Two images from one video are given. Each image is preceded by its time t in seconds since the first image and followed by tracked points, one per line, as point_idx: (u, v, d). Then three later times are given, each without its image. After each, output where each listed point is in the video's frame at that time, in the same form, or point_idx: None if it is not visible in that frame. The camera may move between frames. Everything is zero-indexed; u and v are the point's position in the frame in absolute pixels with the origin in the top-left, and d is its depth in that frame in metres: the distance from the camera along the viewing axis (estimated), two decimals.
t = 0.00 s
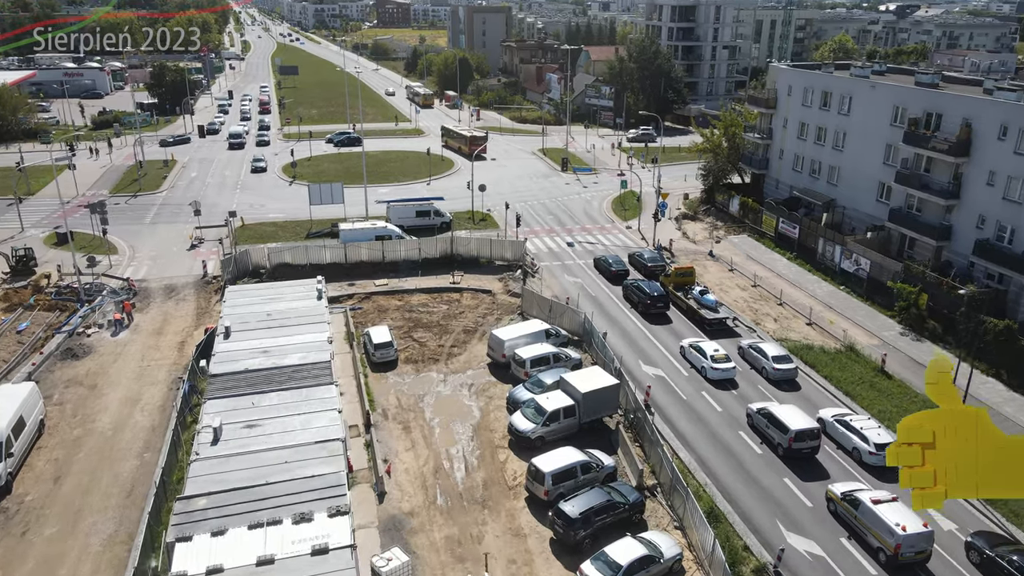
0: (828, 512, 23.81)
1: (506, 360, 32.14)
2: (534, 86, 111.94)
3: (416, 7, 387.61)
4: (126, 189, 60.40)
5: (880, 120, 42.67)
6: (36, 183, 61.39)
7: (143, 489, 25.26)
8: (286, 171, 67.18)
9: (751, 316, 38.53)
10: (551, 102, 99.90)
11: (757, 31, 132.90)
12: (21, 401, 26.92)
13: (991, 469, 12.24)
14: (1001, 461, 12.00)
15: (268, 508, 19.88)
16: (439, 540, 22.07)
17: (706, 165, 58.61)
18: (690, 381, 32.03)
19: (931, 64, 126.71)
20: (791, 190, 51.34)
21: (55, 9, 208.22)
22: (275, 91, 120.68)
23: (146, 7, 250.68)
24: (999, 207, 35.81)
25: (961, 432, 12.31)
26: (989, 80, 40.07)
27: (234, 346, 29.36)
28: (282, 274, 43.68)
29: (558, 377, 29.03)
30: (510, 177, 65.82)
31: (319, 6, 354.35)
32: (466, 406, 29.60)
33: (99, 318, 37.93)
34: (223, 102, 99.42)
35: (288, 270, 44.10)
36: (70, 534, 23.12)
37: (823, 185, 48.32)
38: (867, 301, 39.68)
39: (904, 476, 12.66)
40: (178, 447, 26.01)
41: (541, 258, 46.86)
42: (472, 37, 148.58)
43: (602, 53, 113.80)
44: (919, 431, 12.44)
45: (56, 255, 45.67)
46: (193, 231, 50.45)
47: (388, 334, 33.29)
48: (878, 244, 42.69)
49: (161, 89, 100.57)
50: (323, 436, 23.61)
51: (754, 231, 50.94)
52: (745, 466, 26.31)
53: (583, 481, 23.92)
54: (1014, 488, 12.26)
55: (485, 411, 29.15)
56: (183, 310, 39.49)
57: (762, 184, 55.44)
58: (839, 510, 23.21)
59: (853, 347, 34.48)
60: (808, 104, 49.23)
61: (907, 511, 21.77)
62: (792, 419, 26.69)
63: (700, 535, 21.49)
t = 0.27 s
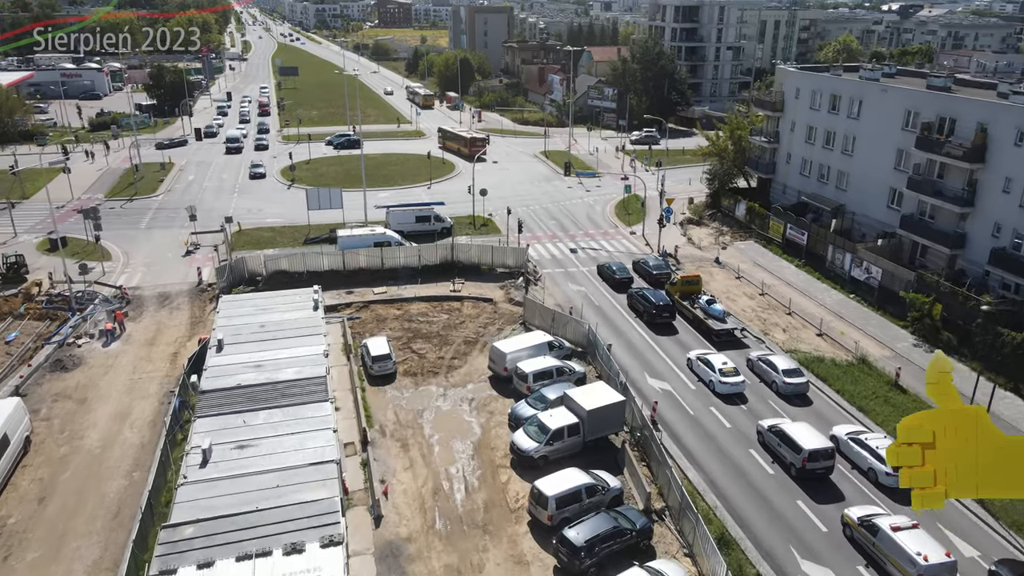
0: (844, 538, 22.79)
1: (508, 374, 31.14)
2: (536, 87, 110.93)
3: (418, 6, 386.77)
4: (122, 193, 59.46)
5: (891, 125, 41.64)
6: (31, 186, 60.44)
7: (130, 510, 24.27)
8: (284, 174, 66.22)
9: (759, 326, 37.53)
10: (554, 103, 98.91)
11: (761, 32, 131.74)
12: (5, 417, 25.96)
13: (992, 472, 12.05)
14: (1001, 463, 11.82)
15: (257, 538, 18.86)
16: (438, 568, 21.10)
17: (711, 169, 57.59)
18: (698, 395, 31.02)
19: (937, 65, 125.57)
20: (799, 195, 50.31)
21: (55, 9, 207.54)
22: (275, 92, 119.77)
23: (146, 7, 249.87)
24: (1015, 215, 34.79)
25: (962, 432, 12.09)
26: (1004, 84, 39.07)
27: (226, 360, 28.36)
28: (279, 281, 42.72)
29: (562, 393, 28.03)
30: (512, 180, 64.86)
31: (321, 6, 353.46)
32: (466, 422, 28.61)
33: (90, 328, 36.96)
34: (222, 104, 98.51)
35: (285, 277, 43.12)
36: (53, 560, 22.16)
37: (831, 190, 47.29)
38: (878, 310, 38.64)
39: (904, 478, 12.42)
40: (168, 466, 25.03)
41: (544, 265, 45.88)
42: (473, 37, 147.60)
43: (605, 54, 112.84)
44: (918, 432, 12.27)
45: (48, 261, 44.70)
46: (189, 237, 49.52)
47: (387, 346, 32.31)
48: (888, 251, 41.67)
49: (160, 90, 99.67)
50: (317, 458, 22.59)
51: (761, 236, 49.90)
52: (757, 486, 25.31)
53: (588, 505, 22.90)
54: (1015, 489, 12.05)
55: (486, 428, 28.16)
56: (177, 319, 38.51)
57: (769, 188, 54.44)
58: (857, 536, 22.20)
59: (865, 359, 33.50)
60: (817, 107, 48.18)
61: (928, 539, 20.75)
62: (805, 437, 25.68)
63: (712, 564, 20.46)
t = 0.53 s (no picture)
0: None
1: (513, 397, 29.92)
2: (542, 90, 109.58)
3: (424, 6, 385.78)
4: (122, 200, 58.43)
5: (912, 134, 40.18)
6: (29, 192, 59.45)
7: (116, 545, 23.09)
8: (286, 180, 65.09)
9: (774, 344, 36.14)
10: (560, 106, 97.60)
11: (770, 33, 130.02)
12: None
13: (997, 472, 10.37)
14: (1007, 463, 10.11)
15: None
16: None
17: (723, 176, 56.19)
18: (712, 419, 29.66)
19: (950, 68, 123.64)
20: (813, 204, 48.89)
21: (60, 9, 207.23)
22: (279, 94, 118.84)
23: (152, 7, 249.43)
24: None
25: (962, 432, 10.38)
26: None
27: (219, 383, 27.13)
28: (278, 293, 41.55)
29: (570, 419, 26.77)
30: (518, 187, 63.60)
31: (327, 6, 352.68)
32: (469, 449, 27.34)
33: (83, 343, 35.80)
34: (225, 107, 97.53)
35: (285, 289, 41.88)
36: None
37: (848, 200, 45.83)
38: (898, 327, 37.19)
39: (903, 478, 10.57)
40: (156, 498, 23.81)
41: (551, 276, 44.60)
42: (479, 38, 146.26)
43: (612, 56, 111.44)
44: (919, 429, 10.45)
45: (43, 272, 43.63)
46: (187, 246, 48.40)
47: (388, 367, 31.09)
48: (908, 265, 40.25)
49: (163, 92, 98.74)
50: (311, 492, 21.33)
51: (774, 247, 48.46)
52: (775, 521, 23.96)
53: (598, 544, 21.61)
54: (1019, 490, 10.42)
55: (490, 455, 26.92)
56: (172, 333, 37.36)
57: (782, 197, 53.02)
58: None
59: (886, 381, 32.18)
60: (833, 114, 46.72)
61: None
62: (827, 469, 24.33)
63: None
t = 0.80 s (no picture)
0: None
1: (516, 427, 28.58)
2: (546, 94, 108.21)
3: (427, 7, 384.49)
4: (116, 209, 57.20)
5: (930, 146, 38.70)
6: (22, 201, 58.27)
7: None
8: (285, 188, 63.76)
9: (788, 367, 34.71)
10: (564, 111, 96.19)
11: (777, 36, 128.37)
12: None
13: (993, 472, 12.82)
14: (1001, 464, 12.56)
15: None
16: None
17: (732, 187, 54.74)
18: (723, 451, 28.22)
19: (961, 71, 121.70)
20: (825, 217, 47.40)
21: (62, 10, 206.65)
22: (280, 98, 117.65)
23: (154, 8, 248.33)
24: None
25: (961, 432, 12.82)
26: None
27: (206, 415, 25.76)
28: (273, 310, 40.21)
29: (575, 454, 25.40)
30: (522, 196, 62.20)
31: (330, 7, 351.34)
32: (468, 484, 25.98)
33: (69, 365, 34.54)
34: (224, 111, 96.27)
35: (279, 306, 40.54)
36: None
37: (862, 213, 44.35)
38: (916, 349, 35.71)
39: (904, 477, 13.04)
40: (136, 541, 22.46)
41: (554, 292, 43.19)
42: (482, 40, 144.88)
43: (617, 59, 110.01)
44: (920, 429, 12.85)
45: (31, 287, 42.40)
46: (181, 259, 47.13)
47: (384, 394, 29.71)
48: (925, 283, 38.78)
49: (162, 96, 97.55)
50: (299, 541, 19.97)
51: (785, 261, 46.96)
52: (794, 567, 22.53)
53: None
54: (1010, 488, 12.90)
55: (491, 491, 25.55)
56: (162, 354, 36.06)
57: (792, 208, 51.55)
58: None
59: (906, 409, 30.74)
60: (846, 124, 45.26)
61: None
62: (848, 510, 22.91)
63: None
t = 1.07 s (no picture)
0: None
1: (516, 458, 27.32)
2: (546, 97, 106.85)
3: (427, 7, 383.11)
4: (107, 219, 55.96)
5: (944, 160, 37.47)
6: (11, 211, 57.02)
7: None
8: (280, 197, 62.50)
9: (798, 390, 33.44)
10: (565, 116, 95.01)
11: (779, 39, 127.14)
12: None
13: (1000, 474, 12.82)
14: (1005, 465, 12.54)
15: None
16: None
17: (736, 197, 53.54)
18: (733, 483, 26.93)
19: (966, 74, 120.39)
20: (834, 230, 46.13)
21: (59, 12, 205.02)
22: (277, 101, 116.51)
23: (152, 8, 246.82)
24: None
25: (961, 433, 12.84)
26: None
27: (189, 450, 24.45)
28: (264, 328, 38.93)
29: (577, 491, 24.12)
30: (521, 205, 60.98)
31: (329, 7, 349.84)
32: (466, 521, 24.69)
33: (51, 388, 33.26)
34: (220, 116, 94.90)
35: (272, 323, 39.27)
36: None
37: (872, 226, 43.10)
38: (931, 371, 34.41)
39: (905, 477, 13.20)
40: None
41: (555, 308, 41.94)
42: (482, 43, 143.62)
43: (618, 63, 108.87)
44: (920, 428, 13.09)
45: (16, 304, 41.13)
46: (172, 273, 45.87)
47: (377, 422, 28.43)
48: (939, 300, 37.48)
49: (158, 100, 96.30)
50: None
51: (793, 275, 45.68)
52: None
53: None
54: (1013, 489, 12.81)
55: (489, 530, 24.26)
56: (149, 376, 34.78)
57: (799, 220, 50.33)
58: None
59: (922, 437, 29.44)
60: (855, 135, 44.01)
61: None
62: (867, 554, 21.59)
63: None
